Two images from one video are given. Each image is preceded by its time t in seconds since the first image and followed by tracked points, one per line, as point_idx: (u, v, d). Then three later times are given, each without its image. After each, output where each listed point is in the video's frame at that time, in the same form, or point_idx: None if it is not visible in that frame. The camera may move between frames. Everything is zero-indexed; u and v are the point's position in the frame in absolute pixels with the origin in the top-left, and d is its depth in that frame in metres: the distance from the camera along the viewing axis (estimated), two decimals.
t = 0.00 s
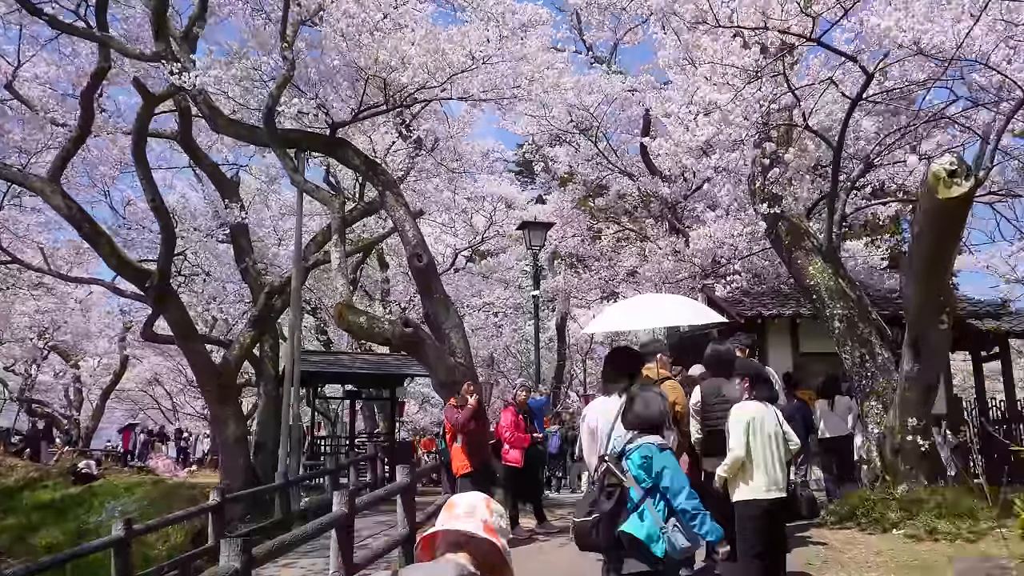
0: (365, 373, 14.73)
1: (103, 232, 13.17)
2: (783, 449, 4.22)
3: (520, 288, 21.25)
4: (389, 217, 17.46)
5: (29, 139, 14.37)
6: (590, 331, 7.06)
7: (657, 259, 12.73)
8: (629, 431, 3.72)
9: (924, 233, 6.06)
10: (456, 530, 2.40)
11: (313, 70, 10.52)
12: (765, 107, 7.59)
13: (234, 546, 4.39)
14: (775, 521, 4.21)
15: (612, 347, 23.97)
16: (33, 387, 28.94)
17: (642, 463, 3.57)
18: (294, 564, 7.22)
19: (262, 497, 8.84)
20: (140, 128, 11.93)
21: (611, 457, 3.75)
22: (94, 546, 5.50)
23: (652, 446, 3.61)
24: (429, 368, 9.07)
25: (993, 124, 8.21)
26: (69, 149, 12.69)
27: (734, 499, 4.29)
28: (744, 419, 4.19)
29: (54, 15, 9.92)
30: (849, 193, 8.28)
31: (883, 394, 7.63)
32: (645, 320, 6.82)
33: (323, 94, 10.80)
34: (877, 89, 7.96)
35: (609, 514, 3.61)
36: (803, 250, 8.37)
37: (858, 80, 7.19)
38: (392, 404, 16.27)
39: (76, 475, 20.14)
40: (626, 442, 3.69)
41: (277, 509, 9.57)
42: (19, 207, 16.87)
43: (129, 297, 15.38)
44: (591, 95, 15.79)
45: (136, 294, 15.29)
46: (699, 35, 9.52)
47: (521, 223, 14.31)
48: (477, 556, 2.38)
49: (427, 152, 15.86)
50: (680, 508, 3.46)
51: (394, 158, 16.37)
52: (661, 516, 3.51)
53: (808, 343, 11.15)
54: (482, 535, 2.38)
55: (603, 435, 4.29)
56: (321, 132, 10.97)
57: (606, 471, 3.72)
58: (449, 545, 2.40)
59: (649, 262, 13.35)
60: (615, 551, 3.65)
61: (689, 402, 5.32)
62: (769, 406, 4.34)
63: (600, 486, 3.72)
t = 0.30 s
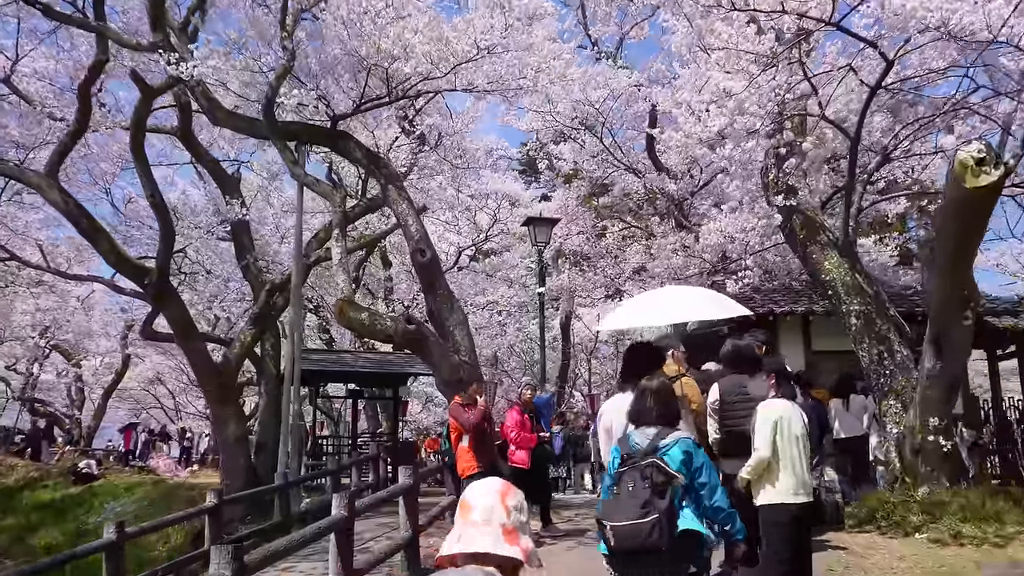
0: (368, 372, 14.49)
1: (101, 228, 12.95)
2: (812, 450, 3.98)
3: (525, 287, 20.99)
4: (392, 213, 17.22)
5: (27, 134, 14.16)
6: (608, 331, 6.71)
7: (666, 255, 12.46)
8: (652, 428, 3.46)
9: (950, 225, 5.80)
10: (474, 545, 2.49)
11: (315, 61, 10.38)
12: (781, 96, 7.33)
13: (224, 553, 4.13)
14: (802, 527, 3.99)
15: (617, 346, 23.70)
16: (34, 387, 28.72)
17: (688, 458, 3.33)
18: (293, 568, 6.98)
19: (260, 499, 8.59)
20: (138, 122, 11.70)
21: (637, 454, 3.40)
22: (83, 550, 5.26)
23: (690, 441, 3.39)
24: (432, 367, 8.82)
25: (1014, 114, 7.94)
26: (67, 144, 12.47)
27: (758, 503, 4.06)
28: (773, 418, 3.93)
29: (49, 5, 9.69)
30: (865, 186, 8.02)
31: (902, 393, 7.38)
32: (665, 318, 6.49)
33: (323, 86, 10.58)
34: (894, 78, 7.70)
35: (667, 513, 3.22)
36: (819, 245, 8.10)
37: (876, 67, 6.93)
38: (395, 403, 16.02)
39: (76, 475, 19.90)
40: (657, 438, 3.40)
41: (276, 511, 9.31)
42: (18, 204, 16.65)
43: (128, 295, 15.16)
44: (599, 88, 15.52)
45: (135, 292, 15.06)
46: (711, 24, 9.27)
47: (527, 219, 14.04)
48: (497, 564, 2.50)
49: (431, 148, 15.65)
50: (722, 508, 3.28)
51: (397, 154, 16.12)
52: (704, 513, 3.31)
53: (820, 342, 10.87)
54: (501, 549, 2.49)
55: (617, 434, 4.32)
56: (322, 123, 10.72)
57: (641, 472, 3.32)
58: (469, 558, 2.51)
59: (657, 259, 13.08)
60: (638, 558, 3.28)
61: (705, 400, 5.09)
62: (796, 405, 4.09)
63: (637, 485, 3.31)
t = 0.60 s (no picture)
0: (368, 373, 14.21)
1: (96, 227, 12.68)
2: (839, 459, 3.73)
3: (527, 286, 20.72)
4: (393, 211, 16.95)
5: (21, 130, 13.89)
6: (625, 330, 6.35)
7: (673, 252, 12.20)
8: (683, 437, 3.21)
9: (978, 219, 5.50)
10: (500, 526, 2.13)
11: (314, 56, 10.21)
12: (795, 87, 7.06)
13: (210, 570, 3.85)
14: (831, 540, 3.72)
15: (620, 347, 23.43)
16: (31, 388, 28.45)
17: (728, 468, 3.10)
18: None
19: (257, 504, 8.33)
20: (134, 118, 11.46)
21: (674, 463, 3.08)
22: (65, 562, 4.97)
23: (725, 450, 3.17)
24: (433, 368, 8.56)
25: None
26: (60, 140, 12.20)
27: (781, 515, 3.80)
28: (800, 425, 3.65)
29: None
30: (882, 180, 7.74)
31: (921, 396, 7.09)
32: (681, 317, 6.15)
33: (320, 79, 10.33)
34: (913, 69, 7.43)
35: (720, 528, 2.94)
36: (834, 241, 7.82)
37: (895, 57, 6.66)
38: (396, 405, 15.75)
39: (74, 477, 19.63)
40: (694, 447, 3.13)
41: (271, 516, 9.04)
42: (13, 202, 16.39)
43: (124, 294, 14.88)
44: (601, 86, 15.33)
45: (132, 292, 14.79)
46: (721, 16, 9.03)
47: (530, 217, 13.77)
48: (525, 558, 2.11)
49: (433, 145, 15.40)
50: (759, 521, 3.10)
51: (398, 151, 15.86)
52: (747, 528, 3.06)
53: (831, 342, 10.59)
54: (530, 535, 2.11)
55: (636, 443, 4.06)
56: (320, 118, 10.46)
57: (689, 484, 3.00)
58: (493, 545, 2.12)
59: (664, 257, 12.80)
60: None
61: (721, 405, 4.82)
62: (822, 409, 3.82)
63: (682, 498, 2.99)
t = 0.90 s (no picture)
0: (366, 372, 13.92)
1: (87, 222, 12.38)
2: (871, 463, 3.44)
3: (528, 284, 20.42)
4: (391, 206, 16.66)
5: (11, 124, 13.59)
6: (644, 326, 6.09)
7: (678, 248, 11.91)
8: (748, 437, 2.90)
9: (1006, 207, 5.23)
10: (568, 538, 2.06)
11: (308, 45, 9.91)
12: (809, 73, 6.78)
13: None
14: (862, 551, 3.44)
15: (622, 346, 23.13)
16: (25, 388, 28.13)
17: (801, 469, 2.87)
18: None
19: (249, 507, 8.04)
20: (124, 109, 11.17)
21: (745, 464, 2.82)
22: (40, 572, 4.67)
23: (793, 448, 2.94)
24: (432, 366, 8.27)
25: None
26: (49, 134, 11.89)
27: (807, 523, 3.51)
28: (827, 426, 3.37)
29: None
30: (898, 170, 7.45)
31: (940, 395, 6.80)
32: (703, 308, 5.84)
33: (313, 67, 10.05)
34: (930, 55, 7.15)
35: (806, 538, 2.74)
36: (847, 235, 7.54)
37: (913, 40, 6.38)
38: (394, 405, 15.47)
39: (68, 478, 19.33)
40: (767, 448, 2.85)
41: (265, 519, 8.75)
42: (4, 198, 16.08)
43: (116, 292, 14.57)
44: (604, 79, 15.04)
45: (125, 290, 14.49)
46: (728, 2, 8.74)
47: (530, 213, 13.47)
48: (594, 571, 2.04)
49: (431, 140, 15.15)
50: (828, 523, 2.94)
51: (396, 146, 15.56)
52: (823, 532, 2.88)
53: (841, 340, 10.31)
54: (600, 549, 2.03)
55: (655, 445, 3.87)
56: (315, 109, 10.18)
57: (771, 490, 2.74)
58: (562, 556, 2.06)
59: (668, 254, 12.51)
60: None
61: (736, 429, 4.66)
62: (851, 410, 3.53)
63: (764, 505, 2.74)
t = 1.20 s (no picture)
0: (364, 372, 13.60)
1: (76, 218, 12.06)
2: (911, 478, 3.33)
3: (529, 283, 20.09)
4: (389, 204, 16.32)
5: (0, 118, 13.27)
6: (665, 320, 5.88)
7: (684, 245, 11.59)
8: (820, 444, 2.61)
9: None
10: (645, 542, 2.18)
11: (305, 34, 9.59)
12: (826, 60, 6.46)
13: None
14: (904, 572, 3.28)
15: (624, 346, 22.78)
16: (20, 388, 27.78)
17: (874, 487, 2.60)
18: None
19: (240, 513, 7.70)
20: (115, 102, 10.86)
21: (829, 477, 2.49)
22: None
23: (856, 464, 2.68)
24: (431, 367, 7.95)
25: None
26: (39, 128, 11.56)
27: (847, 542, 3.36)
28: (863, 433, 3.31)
29: None
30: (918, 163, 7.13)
31: (963, 398, 6.49)
32: (722, 302, 5.61)
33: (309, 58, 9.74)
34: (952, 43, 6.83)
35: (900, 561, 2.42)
36: (864, 231, 7.23)
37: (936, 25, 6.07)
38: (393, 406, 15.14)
39: (61, 479, 19.00)
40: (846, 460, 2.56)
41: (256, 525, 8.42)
42: None
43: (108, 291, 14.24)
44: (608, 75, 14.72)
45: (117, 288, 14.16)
46: None
47: (531, 210, 13.15)
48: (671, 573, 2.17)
49: (431, 136, 14.87)
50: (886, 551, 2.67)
51: (394, 143, 15.22)
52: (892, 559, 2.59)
53: (852, 341, 9.98)
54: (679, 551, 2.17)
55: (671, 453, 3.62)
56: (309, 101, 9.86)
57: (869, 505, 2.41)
58: (637, 562, 2.18)
59: (675, 251, 12.20)
60: None
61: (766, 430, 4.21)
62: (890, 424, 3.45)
63: (861, 523, 2.40)
